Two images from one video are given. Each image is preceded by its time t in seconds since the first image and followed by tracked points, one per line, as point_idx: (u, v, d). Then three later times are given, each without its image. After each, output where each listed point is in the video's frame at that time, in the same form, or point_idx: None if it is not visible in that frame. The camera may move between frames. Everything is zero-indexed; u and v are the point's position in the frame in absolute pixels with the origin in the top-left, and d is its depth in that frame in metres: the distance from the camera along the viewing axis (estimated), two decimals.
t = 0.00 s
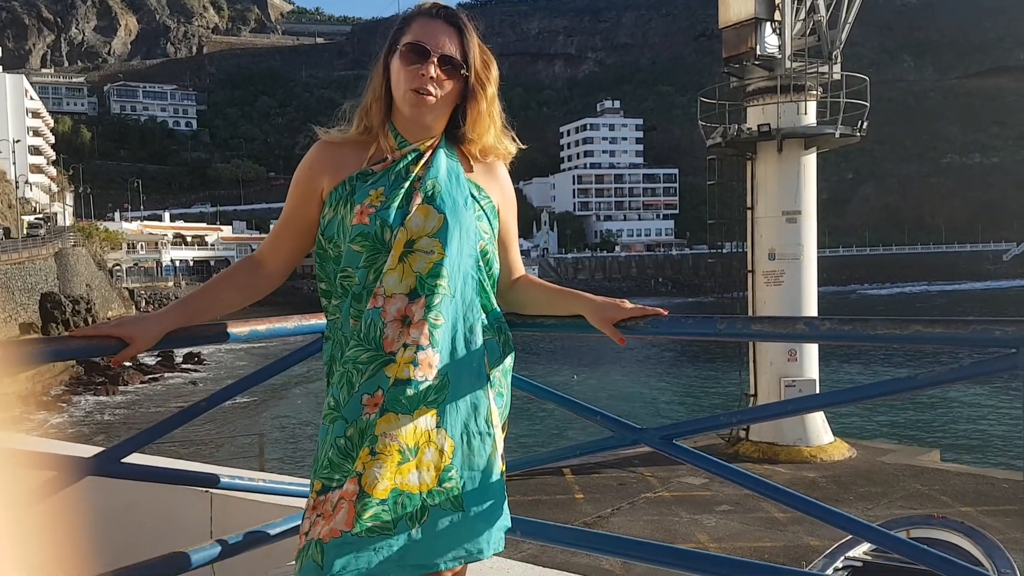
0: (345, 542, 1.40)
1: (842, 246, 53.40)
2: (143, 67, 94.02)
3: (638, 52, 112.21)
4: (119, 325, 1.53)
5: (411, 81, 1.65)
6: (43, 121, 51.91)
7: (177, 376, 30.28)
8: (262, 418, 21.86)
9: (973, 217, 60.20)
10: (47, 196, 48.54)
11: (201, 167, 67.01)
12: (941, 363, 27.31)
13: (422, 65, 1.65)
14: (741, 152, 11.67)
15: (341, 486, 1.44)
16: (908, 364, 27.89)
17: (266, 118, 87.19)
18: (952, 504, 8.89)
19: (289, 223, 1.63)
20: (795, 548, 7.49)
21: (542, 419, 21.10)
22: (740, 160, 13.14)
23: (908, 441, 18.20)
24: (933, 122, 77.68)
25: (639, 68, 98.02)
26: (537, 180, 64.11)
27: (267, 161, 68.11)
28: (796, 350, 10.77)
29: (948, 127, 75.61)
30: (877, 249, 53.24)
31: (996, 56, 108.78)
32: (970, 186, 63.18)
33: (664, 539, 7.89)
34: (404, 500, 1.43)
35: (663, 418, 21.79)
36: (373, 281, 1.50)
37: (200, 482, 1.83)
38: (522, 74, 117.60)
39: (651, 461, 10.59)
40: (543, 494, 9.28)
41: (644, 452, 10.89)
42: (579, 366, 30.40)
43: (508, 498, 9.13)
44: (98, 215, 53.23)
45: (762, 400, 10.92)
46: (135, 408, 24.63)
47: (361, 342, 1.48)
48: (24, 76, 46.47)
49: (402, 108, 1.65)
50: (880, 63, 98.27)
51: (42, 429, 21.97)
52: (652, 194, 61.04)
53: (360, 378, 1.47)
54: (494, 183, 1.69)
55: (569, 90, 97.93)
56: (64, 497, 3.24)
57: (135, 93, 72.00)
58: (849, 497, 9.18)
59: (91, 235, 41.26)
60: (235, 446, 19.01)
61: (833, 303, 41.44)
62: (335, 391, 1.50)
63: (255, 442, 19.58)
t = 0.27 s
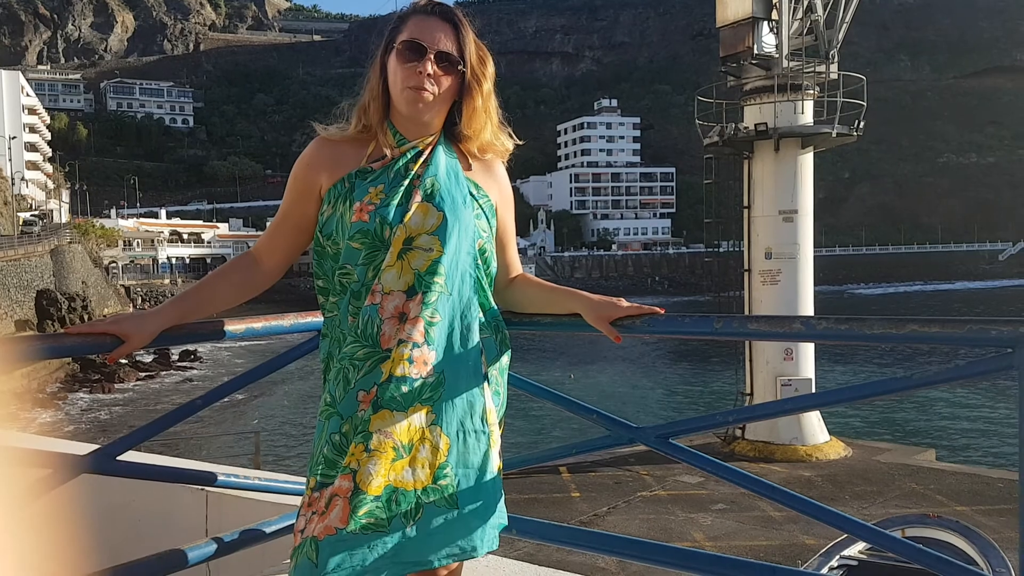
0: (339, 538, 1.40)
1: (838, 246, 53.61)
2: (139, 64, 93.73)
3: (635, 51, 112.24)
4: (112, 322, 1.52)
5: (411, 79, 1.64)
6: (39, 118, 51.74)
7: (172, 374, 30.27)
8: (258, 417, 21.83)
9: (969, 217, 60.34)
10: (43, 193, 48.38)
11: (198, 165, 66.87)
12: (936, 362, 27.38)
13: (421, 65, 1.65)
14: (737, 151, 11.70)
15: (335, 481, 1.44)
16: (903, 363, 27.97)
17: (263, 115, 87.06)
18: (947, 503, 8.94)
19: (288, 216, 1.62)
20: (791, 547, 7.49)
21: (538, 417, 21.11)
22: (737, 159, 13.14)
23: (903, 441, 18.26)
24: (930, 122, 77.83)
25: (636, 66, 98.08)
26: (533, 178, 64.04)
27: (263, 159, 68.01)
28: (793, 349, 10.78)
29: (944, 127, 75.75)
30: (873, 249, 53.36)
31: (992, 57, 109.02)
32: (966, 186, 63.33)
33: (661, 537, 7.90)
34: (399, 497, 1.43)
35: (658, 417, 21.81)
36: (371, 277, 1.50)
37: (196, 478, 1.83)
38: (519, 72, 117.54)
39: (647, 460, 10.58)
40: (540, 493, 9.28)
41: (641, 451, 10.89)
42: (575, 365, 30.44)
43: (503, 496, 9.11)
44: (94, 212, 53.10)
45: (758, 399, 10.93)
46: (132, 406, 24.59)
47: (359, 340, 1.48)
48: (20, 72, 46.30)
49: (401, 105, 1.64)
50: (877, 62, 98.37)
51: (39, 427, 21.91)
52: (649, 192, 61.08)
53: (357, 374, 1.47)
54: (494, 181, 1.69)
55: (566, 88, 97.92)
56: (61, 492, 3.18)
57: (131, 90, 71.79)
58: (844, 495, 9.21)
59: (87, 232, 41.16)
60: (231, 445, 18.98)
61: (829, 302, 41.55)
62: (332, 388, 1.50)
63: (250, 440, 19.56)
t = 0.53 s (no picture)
0: (338, 539, 1.40)
1: (834, 245, 53.66)
2: (135, 61, 93.51)
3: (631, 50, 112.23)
4: (110, 319, 1.52)
5: (404, 76, 1.63)
6: (34, 115, 51.56)
7: (168, 372, 30.21)
8: (254, 415, 21.81)
9: (964, 216, 60.44)
10: (38, 191, 48.24)
11: (193, 163, 66.73)
12: (932, 361, 27.43)
13: (415, 60, 1.64)
14: (734, 149, 11.70)
15: (332, 481, 1.44)
16: (899, 362, 28.01)
17: (259, 113, 86.91)
18: (943, 502, 8.94)
19: (283, 217, 1.62)
20: (787, 545, 7.50)
21: (534, 416, 21.10)
22: (733, 158, 13.13)
23: (899, 440, 18.29)
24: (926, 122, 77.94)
25: (633, 65, 98.07)
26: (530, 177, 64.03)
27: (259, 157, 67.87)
28: (788, 348, 10.81)
29: (940, 127, 75.88)
30: (868, 248, 53.44)
31: (988, 56, 109.16)
32: (962, 185, 63.44)
33: (656, 535, 7.90)
34: (396, 495, 1.43)
35: (655, 415, 21.82)
36: (367, 277, 1.49)
37: (191, 477, 1.82)
38: (516, 70, 117.37)
39: (643, 458, 10.60)
40: (536, 491, 9.30)
41: (637, 449, 10.91)
42: (571, 364, 30.43)
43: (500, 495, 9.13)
44: (90, 210, 52.97)
45: (754, 398, 10.95)
46: (128, 404, 24.56)
47: (356, 338, 1.47)
48: (16, 70, 46.17)
49: (395, 105, 1.64)
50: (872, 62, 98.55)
51: (35, 425, 21.86)
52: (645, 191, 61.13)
53: (355, 372, 1.46)
54: (489, 179, 1.68)
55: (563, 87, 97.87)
56: (64, 488, 3.18)
57: (127, 87, 71.57)
58: (839, 494, 9.22)
59: (82, 230, 41.05)
60: (227, 443, 18.96)
61: (824, 301, 41.63)
62: (329, 386, 1.49)
63: (246, 438, 19.55)
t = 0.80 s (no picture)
0: (339, 537, 1.40)
1: (834, 244, 53.65)
2: (135, 60, 93.52)
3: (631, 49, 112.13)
4: (105, 318, 1.51)
5: (397, 73, 1.63)
6: (34, 114, 51.53)
7: (168, 371, 30.20)
8: (254, 414, 21.82)
9: (964, 215, 60.42)
10: (38, 189, 48.21)
11: (193, 162, 66.72)
12: (932, 361, 27.45)
13: (406, 59, 1.64)
14: (734, 148, 11.70)
15: (332, 480, 1.43)
16: (898, 361, 28.04)
17: (259, 112, 86.93)
18: (942, 500, 8.95)
19: (281, 216, 1.62)
20: (786, 544, 7.51)
21: (534, 415, 21.12)
22: (733, 157, 13.11)
23: (898, 439, 18.32)
24: (926, 120, 77.94)
25: (633, 64, 98.06)
26: (530, 176, 64.05)
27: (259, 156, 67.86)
28: (788, 347, 10.81)
29: (940, 125, 75.90)
30: (868, 247, 53.43)
31: (989, 55, 109.12)
32: (962, 184, 63.42)
33: (656, 534, 7.91)
34: (394, 494, 1.43)
35: (655, 414, 21.84)
36: (365, 275, 1.49)
37: (188, 475, 1.81)
38: (516, 69, 117.38)
39: (642, 456, 10.62)
40: (535, 490, 9.30)
41: (636, 448, 10.91)
42: (571, 363, 30.45)
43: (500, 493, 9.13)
44: (90, 209, 52.93)
45: (754, 397, 10.95)
46: (128, 403, 24.56)
47: (354, 336, 1.47)
48: (16, 68, 46.15)
49: (389, 103, 1.64)
50: (872, 61, 98.48)
51: (34, 423, 21.85)
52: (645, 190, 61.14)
53: (354, 370, 1.46)
54: (487, 177, 1.68)
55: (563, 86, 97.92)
56: (61, 489, 3.18)
57: (127, 86, 71.54)
58: (839, 493, 9.23)
59: (82, 228, 41.03)
60: (227, 442, 18.96)
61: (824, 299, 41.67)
62: (328, 384, 1.49)
63: (246, 437, 19.57)
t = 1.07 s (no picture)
0: (340, 539, 1.39)
1: (835, 243, 53.65)
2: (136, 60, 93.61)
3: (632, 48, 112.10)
4: (105, 319, 1.51)
5: (394, 75, 1.63)
6: (35, 113, 51.55)
7: (170, 371, 30.21)
8: (255, 414, 21.84)
9: (966, 213, 60.34)
10: (39, 188, 48.23)
11: (194, 161, 66.77)
12: (933, 359, 27.47)
13: (404, 59, 1.63)
14: (735, 147, 11.69)
15: (334, 481, 1.43)
16: (899, 360, 28.05)
17: (260, 111, 86.97)
18: (943, 499, 8.95)
19: (282, 217, 1.61)
20: (787, 543, 7.51)
21: (535, 415, 21.12)
22: (734, 156, 13.10)
23: (899, 438, 18.32)
24: (927, 119, 77.89)
25: (634, 63, 98.07)
26: (530, 175, 64.06)
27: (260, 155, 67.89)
28: (790, 346, 10.80)
29: (941, 124, 75.88)
30: (870, 246, 53.41)
31: (990, 53, 109.09)
32: (964, 183, 63.37)
33: (657, 533, 7.91)
34: (395, 494, 1.43)
35: (656, 414, 21.87)
36: (365, 275, 1.49)
37: (188, 475, 1.81)
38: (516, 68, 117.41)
39: (643, 456, 10.62)
40: (537, 489, 9.30)
41: (637, 447, 10.92)
42: (573, 362, 30.48)
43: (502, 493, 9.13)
44: (91, 209, 52.96)
45: (755, 396, 10.94)
46: (129, 403, 24.57)
47: (353, 338, 1.47)
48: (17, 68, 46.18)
49: (388, 104, 1.64)
50: (873, 60, 98.44)
51: (36, 424, 21.86)
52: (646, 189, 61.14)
53: (354, 370, 1.45)
54: (488, 176, 1.67)
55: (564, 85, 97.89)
56: (62, 489, 3.17)
57: (128, 85, 71.61)
58: (840, 492, 9.23)
59: (83, 228, 41.05)
60: (229, 442, 18.98)
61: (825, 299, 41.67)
62: (328, 385, 1.49)
63: (247, 437, 19.60)
